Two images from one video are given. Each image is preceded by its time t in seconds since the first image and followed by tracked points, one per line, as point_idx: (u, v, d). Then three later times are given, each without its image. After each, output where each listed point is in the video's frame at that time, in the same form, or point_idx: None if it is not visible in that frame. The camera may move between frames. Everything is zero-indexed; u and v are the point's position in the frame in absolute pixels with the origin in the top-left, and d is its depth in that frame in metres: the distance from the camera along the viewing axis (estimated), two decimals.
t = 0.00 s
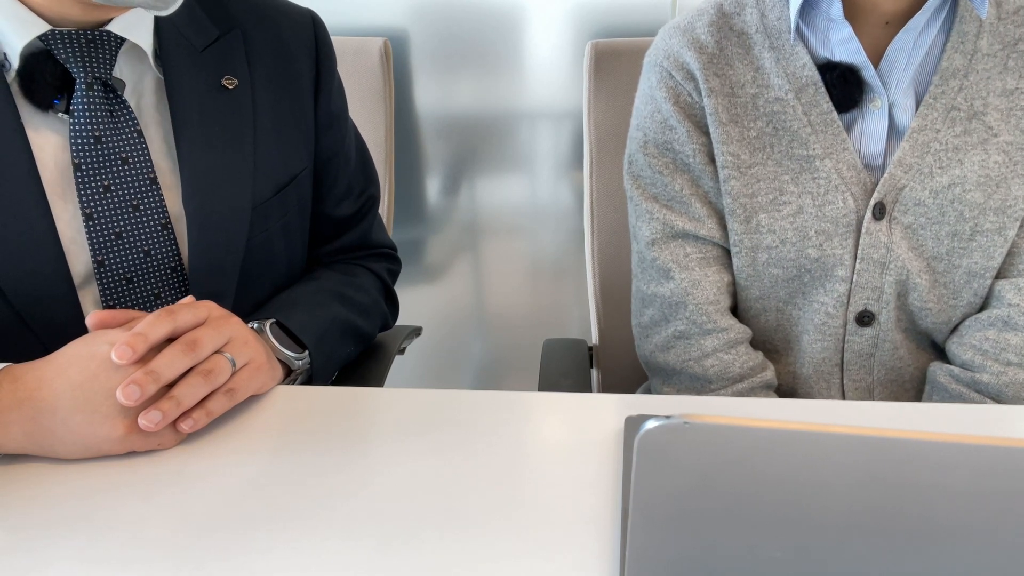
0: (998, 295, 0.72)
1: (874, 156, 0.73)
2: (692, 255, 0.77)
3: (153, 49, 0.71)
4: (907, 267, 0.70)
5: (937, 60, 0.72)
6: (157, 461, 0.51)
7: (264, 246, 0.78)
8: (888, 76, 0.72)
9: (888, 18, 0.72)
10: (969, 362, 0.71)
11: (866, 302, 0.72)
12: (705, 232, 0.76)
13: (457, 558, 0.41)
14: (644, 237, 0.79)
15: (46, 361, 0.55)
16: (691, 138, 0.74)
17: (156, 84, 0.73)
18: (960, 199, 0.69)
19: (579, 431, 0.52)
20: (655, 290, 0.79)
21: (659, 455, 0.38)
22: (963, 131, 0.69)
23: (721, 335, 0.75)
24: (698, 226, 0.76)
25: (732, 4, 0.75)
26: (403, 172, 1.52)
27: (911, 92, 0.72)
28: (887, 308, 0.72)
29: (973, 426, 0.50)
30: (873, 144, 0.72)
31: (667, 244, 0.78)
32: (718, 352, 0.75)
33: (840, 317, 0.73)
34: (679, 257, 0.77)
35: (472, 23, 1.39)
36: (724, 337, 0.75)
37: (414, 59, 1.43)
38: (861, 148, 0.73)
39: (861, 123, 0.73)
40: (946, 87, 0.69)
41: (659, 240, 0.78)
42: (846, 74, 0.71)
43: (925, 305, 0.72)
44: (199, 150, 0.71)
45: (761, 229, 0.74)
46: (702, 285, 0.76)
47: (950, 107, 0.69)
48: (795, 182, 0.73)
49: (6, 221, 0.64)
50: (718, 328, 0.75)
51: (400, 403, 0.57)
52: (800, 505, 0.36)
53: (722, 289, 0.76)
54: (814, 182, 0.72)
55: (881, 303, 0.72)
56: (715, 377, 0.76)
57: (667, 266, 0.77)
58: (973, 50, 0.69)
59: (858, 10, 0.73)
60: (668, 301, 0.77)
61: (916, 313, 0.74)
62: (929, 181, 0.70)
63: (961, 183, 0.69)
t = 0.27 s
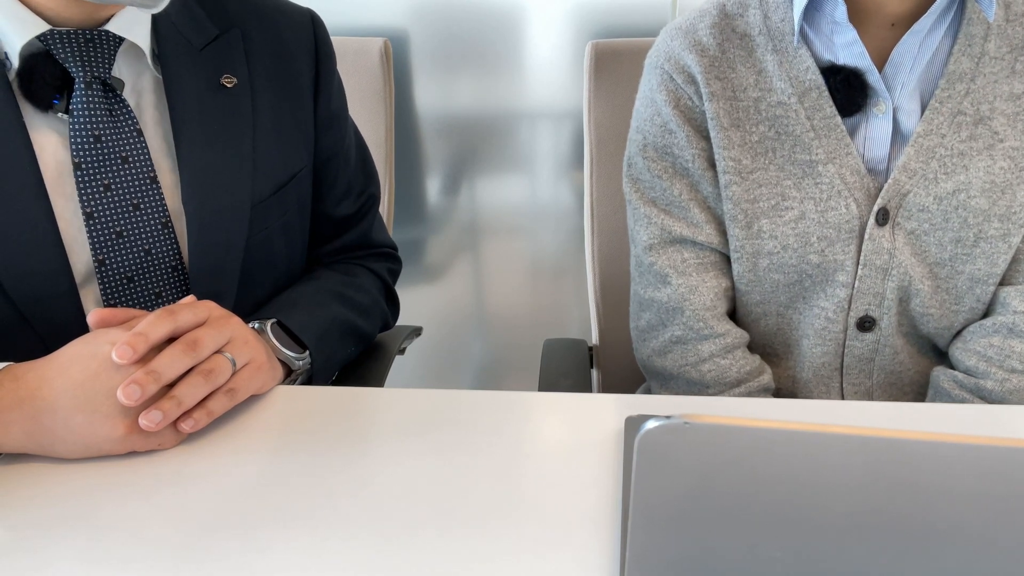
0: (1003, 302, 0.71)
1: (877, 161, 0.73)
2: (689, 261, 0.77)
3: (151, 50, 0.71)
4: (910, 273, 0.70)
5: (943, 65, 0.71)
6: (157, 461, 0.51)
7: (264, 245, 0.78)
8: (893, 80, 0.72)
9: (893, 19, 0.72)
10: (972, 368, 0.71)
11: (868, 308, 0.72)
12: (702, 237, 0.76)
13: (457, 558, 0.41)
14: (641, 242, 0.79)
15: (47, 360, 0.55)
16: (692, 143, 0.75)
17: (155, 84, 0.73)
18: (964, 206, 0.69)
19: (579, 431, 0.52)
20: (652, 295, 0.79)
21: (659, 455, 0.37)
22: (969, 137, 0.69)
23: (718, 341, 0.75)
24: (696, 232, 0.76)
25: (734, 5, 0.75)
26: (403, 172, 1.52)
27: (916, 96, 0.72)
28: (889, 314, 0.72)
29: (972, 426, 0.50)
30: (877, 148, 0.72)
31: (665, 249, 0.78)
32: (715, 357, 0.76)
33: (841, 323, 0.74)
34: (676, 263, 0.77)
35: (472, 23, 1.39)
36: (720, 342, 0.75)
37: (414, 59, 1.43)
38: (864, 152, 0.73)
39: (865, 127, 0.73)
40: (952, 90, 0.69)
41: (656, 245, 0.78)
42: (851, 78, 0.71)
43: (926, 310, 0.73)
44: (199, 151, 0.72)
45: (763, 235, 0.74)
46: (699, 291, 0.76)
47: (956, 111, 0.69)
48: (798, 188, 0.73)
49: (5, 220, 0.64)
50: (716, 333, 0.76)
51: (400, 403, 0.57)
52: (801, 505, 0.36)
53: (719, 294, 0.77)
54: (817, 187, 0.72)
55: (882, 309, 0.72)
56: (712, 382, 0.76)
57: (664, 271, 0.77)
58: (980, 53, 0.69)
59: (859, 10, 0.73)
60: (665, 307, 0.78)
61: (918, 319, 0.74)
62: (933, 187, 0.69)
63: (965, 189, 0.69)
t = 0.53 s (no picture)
0: None
1: (891, 152, 0.72)
2: (658, 252, 0.77)
3: (98, 50, 0.71)
4: (924, 270, 0.70)
5: (961, 60, 0.71)
6: (152, 463, 0.50)
7: (236, 243, 0.78)
8: (908, 71, 0.71)
9: (909, 7, 0.70)
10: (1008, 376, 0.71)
11: (881, 305, 0.72)
12: (671, 232, 0.76)
13: (457, 559, 0.41)
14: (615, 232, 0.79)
15: (41, 364, 0.54)
16: (684, 136, 0.74)
17: (107, 84, 0.72)
18: (981, 202, 0.69)
19: (579, 431, 0.52)
20: (622, 284, 0.80)
21: (660, 457, 0.37)
22: (985, 133, 0.69)
23: (680, 330, 0.77)
24: (668, 225, 0.77)
25: None
26: (403, 172, 1.52)
27: (931, 89, 0.72)
28: (902, 311, 0.72)
29: (977, 427, 0.50)
30: (891, 140, 0.71)
31: (635, 241, 0.78)
32: (676, 345, 0.77)
33: (850, 319, 0.74)
34: (645, 253, 0.77)
35: (472, 23, 1.39)
36: (681, 333, 0.77)
37: (414, 58, 1.42)
38: (878, 142, 0.72)
39: (879, 118, 0.72)
40: (970, 86, 0.69)
41: (628, 236, 0.78)
42: (864, 65, 0.70)
43: (943, 310, 0.72)
44: (161, 150, 0.71)
45: (771, 227, 0.73)
46: (665, 282, 0.76)
47: (974, 107, 0.69)
48: (809, 179, 0.72)
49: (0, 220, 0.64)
50: (677, 323, 0.77)
51: (399, 404, 0.56)
52: (803, 506, 0.35)
53: (684, 284, 0.77)
54: (828, 178, 0.71)
55: (895, 306, 0.72)
56: (675, 369, 0.77)
57: (632, 262, 0.78)
58: (999, 49, 0.69)
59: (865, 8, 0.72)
60: (633, 296, 0.78)
61: (934, 319, 0.74)
62: (950, 182, 0.69)
63: (982, 185, 0.69)
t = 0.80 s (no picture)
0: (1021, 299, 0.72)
1: (880, 144, 0.72)
2: (667, 238, 0.76)
3: (98, 52, 0.71)
4: (914, 256, 0.70)
5: (945, 56, 0.71)
6: (152, 462, 0.50)
7: (236, 243, 0.78)
8: (894, 65, 0.71)
9: (893, 6, 0.71)
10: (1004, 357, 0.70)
11: (874, 291, 0.72)
12: (683, 216, 0.76)
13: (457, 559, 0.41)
14: (624, 218, 0.79)
15: (38, 363, 0.54)
16: (685, 123, 0.74)
17: (106, 86, 0.72)
18: (968, 188, 0.69)
19: (579, 431, 0.52)
20: (630, 271, 0.78)
21: (659, 456, 0.37)
22: (971, 123, 0.69)
23: (688, 316, 0.74)
24: (679, 212, 0.76)
25: None
26: (403, 172, 1.52)
27: (917, 84, 0.71)
28: (894, 297, 0.72)
29: (977, 427, 0.50)
30: (880, 131, 0.71)
31: (645, 225, 0.77)
32: (683, 332, 0.74)
33: (844, 305, 0.73)
34: (653, 237, 0.77)
35: (472, 23, 1.39)
36: (689, 319, 0.74)
37: (414, 59, 1.42)
38: (867, 134, 0.72)
39: (868, 110, 0.72)
40: (954, 80, 0.69)
41: (638, 221, 0.77)
42: (852, 58, 0.70)
43: (933, 297, 0.72)
44: (160, 151, 0.71)
45: (766, 213, 0.73)
46: (674, 265, 0.75)
47: (960, 99, 0.69)
48: (802, 167, 0.72)
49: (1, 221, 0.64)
50: (686, 309, 0.75)
51: (399, 404, 0.56)
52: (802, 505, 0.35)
53: (694, 271, 0.76)
54: (821, 166, 0.71)
55: (888, 292, 0.71)
56: (680, 358, 0.74)
57: (641, 246, 0.77)
58: (980, 46, 0.69)
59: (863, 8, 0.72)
60: (641, 281, 0.77)
61: (924, 306, 0.73)
62: (937, 170, 0.69)
63: (968, 173, 0.69)
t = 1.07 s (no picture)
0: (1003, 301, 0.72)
1: (875, 151, 0.72)
2: (677, 250, 0.77)
3: (100, 53, 0.71)
4: (911, 262, 0.70)
5: (939, 61, 0.72)
6: (153, 462, 0.50)
7: (237, 244, 0.78)
8: (889, 72, 0.72)
9: (887, 10, 0.71)
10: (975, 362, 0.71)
11: (871, 296, 0.72)
12: (693, 228, 0.76)
13: (456, 558, 0.41)
14: (632, 231, 0.79)
15: (37, 363, 0.54)
16: (686, 134, 0.74)
17: (108, 86, 0.72)
18: (964, 195, 0.69)
19: (578, 431, 0.52)
20: (643, 284, 0.79)
21: (663, 455, 0.37)
22: (967, 128, 0.69)
23: (703, 329, 0.75)
24: (685, 222, 0.76)
25: (734, 3, 0.75)
26: (403, 173, 1.52)
27: (912, 89, 0.72)
28: (891, 302, 0.72)
29: (975, 427, 0.50)
30: (875, 138, 0.72)
31: (654, 239, 0.77)
32: (699, 345, 0.75)
33: (842, 310, 0.73)
34: (663, 251, 0.77)
35: (472, 23, 1.39)
36: (705, 331, 0.75)
37: (414, 59, 1.43)
38: (863, 141, 0.72)
39: (863, 117, 0.72)
40: (949, 84, 0.69)
41: (645, 235, 0.78)
42: (847, 65, 0.70)
43: (929, 301, 0.72)
44: (161, 151, 0.71)
45: (764, 221, 0.73)
46: (686, 279, 0.75)
47: (955, 104, 0.69)
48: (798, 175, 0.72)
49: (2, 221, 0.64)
50: (701, 322, 0.76)
51: (398, 404, 0.57)
52: (800, 505, 0.35)
53: (705, 282, 0.76)
54: (817, 174, 0.71)
55: (884, 297, 0.72)
56: (697, 369, 0.76)
57: (651, 260, 0.77)
58: (975, 49, 0.69)
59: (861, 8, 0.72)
60: (654, 295, 0.77)
61: (920, 310, 0.74)
62: (934, 176, 0.69)
63: (965, 178, 0.69)
